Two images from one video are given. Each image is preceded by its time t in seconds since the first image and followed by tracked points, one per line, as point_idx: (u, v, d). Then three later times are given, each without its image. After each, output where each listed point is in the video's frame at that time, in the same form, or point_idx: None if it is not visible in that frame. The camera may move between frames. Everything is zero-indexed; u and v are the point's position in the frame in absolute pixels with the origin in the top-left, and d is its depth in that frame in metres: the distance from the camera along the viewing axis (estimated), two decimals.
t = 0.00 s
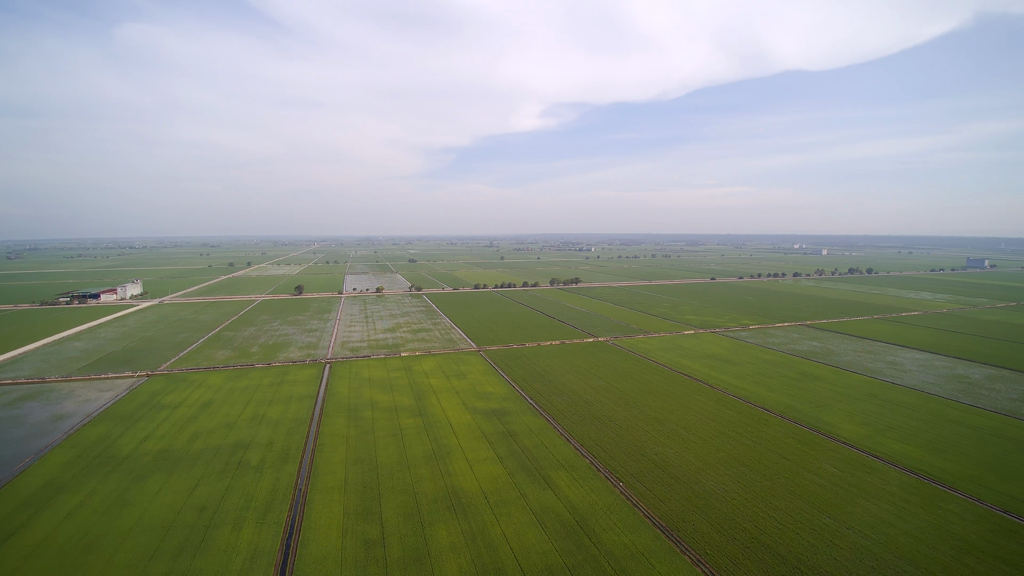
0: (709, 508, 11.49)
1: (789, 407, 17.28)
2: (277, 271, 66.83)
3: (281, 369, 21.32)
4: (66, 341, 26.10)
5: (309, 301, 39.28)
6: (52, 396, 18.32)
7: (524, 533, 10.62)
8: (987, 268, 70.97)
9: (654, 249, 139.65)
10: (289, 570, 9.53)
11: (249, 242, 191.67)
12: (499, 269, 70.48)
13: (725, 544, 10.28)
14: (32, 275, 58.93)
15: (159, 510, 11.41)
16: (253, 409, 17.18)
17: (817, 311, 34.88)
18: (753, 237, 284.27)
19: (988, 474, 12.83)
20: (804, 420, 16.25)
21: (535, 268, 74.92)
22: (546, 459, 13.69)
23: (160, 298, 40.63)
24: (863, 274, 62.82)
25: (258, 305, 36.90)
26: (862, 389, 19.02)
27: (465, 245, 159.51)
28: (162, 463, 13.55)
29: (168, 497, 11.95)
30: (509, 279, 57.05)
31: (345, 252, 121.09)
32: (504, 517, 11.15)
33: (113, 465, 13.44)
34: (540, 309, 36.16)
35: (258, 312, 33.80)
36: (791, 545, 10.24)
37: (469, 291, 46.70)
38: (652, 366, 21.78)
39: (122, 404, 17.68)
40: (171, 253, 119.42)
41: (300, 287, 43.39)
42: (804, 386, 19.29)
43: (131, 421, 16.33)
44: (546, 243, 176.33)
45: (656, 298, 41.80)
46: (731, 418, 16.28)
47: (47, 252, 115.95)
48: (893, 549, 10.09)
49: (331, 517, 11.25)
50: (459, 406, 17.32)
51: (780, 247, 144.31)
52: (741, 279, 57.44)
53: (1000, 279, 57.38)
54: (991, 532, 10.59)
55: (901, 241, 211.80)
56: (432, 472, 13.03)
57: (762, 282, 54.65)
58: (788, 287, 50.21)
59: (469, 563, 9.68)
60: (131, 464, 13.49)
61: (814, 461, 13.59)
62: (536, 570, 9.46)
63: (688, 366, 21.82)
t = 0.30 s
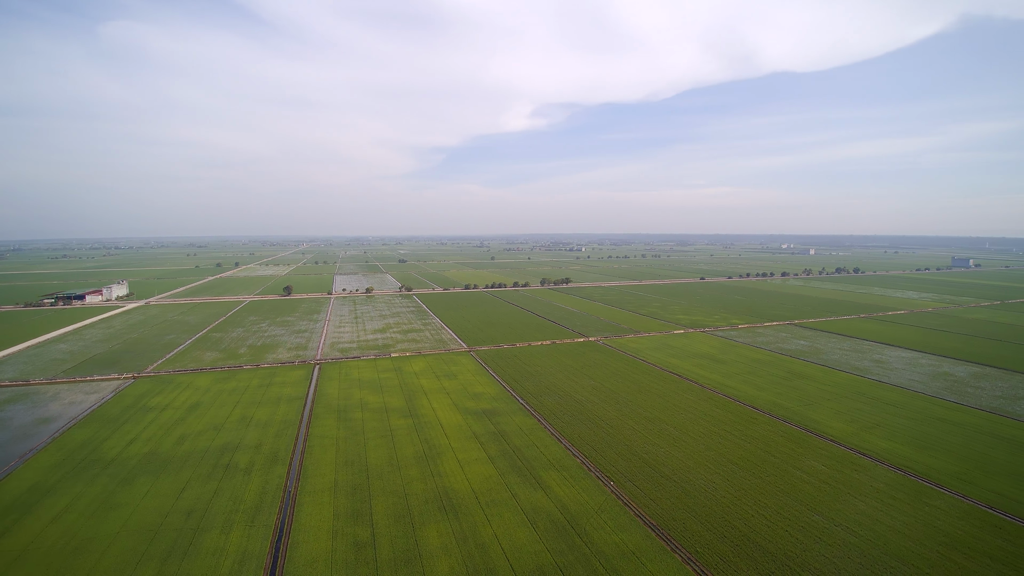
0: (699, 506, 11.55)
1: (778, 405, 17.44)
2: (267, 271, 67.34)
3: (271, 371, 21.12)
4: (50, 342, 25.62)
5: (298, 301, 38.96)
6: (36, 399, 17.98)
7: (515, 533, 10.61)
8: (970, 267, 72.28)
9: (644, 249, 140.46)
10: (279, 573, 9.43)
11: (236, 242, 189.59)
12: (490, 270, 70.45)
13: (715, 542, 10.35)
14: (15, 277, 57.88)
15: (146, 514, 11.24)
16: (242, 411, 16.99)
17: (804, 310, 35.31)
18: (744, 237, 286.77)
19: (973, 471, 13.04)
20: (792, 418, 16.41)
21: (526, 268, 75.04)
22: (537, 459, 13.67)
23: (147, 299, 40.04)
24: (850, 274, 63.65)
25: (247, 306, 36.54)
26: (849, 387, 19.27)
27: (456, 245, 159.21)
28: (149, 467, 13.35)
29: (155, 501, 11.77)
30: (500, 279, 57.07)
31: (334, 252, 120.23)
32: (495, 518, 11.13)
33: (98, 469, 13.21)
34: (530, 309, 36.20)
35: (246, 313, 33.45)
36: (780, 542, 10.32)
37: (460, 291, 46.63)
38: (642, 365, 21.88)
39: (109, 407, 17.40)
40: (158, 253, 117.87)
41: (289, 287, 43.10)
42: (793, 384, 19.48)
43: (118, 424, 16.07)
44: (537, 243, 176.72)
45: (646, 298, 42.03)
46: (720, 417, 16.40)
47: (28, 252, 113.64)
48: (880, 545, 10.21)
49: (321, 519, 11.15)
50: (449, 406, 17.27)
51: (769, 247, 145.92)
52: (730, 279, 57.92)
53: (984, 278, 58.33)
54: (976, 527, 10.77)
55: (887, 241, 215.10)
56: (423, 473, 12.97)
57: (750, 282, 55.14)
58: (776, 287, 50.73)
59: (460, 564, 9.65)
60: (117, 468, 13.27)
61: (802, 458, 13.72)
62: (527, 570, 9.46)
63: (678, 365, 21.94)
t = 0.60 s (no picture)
0: (689, 505, 11.62)
1: (767, 404, 17.59)
2: (254, 271, 67.43)
3: (259, 372, 20.91)
4: (34, 345, 25.13)
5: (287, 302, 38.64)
6: (20, 402, 17.63)
7: (506, 533, 10.60)
8: (955, 266, 73.52)
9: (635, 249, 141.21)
10: None
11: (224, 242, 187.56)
12: (481, 270, 70.40)
13: (704, 540, 10.42)
14: None
15: (134, 517, 11.08)
16: (230, 413, 16.79)
17: (792, 309, 35.73)
18: (734, 237, 289.13)
19: (958, 467, 13.26)
20: (781, 416, 16.56)
21: (517, 268, 75.09)
22: (528, 459, 13.66)
23: (133, 300, 39.44)
24: (837, 273, 64.45)
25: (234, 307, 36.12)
26: (837, 385, 19.51)
27: (447, 245, 159.03)
28: (136, 470, 13.15)
29: (142, 505, 11.60)
30: (491, 279, 57.09)
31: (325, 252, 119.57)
32: (486, 518, 11.11)
33: (83, 472, 12.98)
34: (521, 309, 36.21)
35: (234, 314, 33.10)
36: (769, 540, 10.41)
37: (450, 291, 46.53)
38: (632, 365, 21.97)
39: (95, 410, 17.12)
40: (144, 254, 116.22)
41: (278, 287, 42.71)
42: (781, 383, 19.67)
43: (103, 426, 15.82)
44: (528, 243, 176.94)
45: (636, 297, 42.21)
46: (709, 415, 16.51)
47: (9, 253, 111.45)
48: (867, 541, 10.34)
49: (311, 521, 11.07)
50: (440, 407, 17.21)
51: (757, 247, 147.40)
52: (719, 279, 58.38)
53: (967, 278, 59.31)
54: (962, 523, 10.95)
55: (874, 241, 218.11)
56: (413, 474, 12.91)
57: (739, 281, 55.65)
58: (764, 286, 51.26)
59: (451, 564, 9.64)
60: (102, 471, 13.05)
61: (791, 456, 13.84)
62: (519, 570, 9.45)
63: (668, 364, 22.06)
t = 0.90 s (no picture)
0: (679, 503, 11.68)
1: (755, 402, 17.73)
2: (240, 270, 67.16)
3: (247, 374, 20.69)
4: (17, 346, 24.68)
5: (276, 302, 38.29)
6: (3, 404, 17.30)
7: (496, 533, 10.59)
8: (939, 265, 74.62)
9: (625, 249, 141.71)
10: None
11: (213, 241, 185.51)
12: (472, 270, 70.22)
13: (694, 537, 10.50)
14: None
15: (121, 521, 10.92)
16: (218, 415, 16.60)
17: (780, 308, 36.08)
18: (725, 237, 291.44)
19: (944, 464, 13.46)
20: (769, 414, 16.70)
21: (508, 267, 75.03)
22: (519, 459, 13.65)
23: (119, 301, 38.85)
24: (825, 272, 65.17)
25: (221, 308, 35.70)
26: (825, 383, 19.71)
27: (438, 245, 158.60)
28: (122, 473, 12.95)
29: (129, 508, 11.43)
30: (482, 279, 56.99)
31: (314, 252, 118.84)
32: (477, 518, 11.08)
33: (68, 475, 12.76)
34: (511, 309, 36.16)
35: (222, 315, 32.72)
36: (758, 537, 10.49)
37: (441, 291, 46.37)
38: (622, 364, 22.04)
39: (80, 412, 16.84)
40: (128, 253, 114.82)
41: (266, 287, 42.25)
42: (770, 381, 19.83)
43: (88, 429, 15.57)
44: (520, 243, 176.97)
45: (626, 297, 42.34)
46: (699, 414, 16.62)
47: None
48: (855, 537, 10.46)
49: (300, 523, 10.97)
50: (431, 407, 17.14)
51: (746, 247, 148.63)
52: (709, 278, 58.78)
53: (952, 276, 60.22)
54: (948, 519, 11.11)
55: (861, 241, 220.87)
56: (404, 475, 12.83)
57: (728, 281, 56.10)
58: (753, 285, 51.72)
59: (442, 565, 9.60)
60: (87, 474, 12.83)
61: (780, 454, 13.96)
62: (510, 570, 9.44)
63: (658, 363, 22.17)
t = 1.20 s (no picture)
0: (668, 501, 11.74)
1: (743, 401, 17.89)
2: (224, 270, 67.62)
3: (233, 376, 20.44)
4: None
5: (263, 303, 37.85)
6: None
7: (487, 533, 10.59)
8: (922, 264, 75.97)
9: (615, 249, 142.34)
10: None
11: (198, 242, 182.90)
12: (462, 270, 70.10)
13: (683, 535, 10.56)
14: None
15: (106, 525, 10.75)
16: (204, 417, 16.38)
17: (766, 308, 36.50)
18: (714, 237, 293.95)
19: (928, 460, 13.68)
20: (757, 413, 16.86)
21: (496, 267, 75.12)
22: (508, 459, 13.66)
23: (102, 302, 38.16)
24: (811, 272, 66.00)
25: (207, 309, 35.28)
26: (811, 381, 19.96)
27: (427, 245, 158.12)
28: (106, 476, 12.73)
29: (114, 512, 11.24)
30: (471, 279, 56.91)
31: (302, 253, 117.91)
32: (468, 519, 11.06)
33: (51, 480, 12.50)
34: (501, 309, 36.13)
35: (208, 316, 32.29)
36: (747, 534, 10.58)
37: (430, 292, 46.20)
38: (612, 364, 22.12)
39: (63, 415, 16.53)
40: (110, 253, 112.84)
41: (252, 289, 41.64)
42: (757, 380, 20.02)
43: (71, 432, 15.27)
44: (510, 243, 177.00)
45: (615, 297, 42.49)
46: (688, 413, 16.73)
47: None
48: (842, 534, 10.60)
49: (289, 526, 10.86)
50: (420, 408, 17.06)
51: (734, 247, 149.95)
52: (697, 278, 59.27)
53: (934, 276, 61.26)
54: (932, 515, 11.30)
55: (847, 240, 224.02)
56: (394, 477, 12.76)
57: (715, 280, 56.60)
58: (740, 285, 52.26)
59: (432, 566, 9.56)
60: (69, 478, 12.59)
61: (767, 452, 14.09)
62: (500, 570, 9.43)
63: (647, 363, 22.28)
